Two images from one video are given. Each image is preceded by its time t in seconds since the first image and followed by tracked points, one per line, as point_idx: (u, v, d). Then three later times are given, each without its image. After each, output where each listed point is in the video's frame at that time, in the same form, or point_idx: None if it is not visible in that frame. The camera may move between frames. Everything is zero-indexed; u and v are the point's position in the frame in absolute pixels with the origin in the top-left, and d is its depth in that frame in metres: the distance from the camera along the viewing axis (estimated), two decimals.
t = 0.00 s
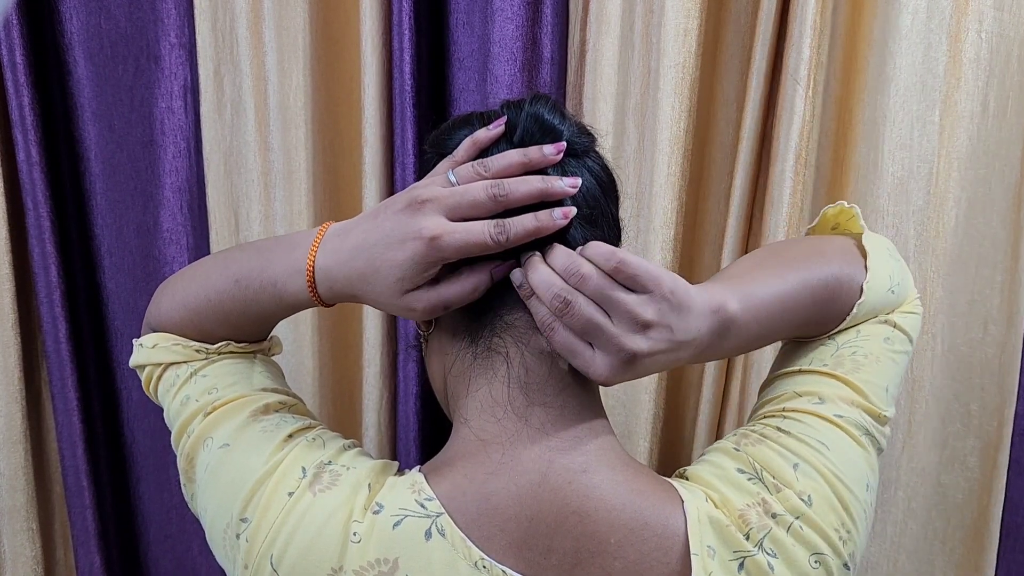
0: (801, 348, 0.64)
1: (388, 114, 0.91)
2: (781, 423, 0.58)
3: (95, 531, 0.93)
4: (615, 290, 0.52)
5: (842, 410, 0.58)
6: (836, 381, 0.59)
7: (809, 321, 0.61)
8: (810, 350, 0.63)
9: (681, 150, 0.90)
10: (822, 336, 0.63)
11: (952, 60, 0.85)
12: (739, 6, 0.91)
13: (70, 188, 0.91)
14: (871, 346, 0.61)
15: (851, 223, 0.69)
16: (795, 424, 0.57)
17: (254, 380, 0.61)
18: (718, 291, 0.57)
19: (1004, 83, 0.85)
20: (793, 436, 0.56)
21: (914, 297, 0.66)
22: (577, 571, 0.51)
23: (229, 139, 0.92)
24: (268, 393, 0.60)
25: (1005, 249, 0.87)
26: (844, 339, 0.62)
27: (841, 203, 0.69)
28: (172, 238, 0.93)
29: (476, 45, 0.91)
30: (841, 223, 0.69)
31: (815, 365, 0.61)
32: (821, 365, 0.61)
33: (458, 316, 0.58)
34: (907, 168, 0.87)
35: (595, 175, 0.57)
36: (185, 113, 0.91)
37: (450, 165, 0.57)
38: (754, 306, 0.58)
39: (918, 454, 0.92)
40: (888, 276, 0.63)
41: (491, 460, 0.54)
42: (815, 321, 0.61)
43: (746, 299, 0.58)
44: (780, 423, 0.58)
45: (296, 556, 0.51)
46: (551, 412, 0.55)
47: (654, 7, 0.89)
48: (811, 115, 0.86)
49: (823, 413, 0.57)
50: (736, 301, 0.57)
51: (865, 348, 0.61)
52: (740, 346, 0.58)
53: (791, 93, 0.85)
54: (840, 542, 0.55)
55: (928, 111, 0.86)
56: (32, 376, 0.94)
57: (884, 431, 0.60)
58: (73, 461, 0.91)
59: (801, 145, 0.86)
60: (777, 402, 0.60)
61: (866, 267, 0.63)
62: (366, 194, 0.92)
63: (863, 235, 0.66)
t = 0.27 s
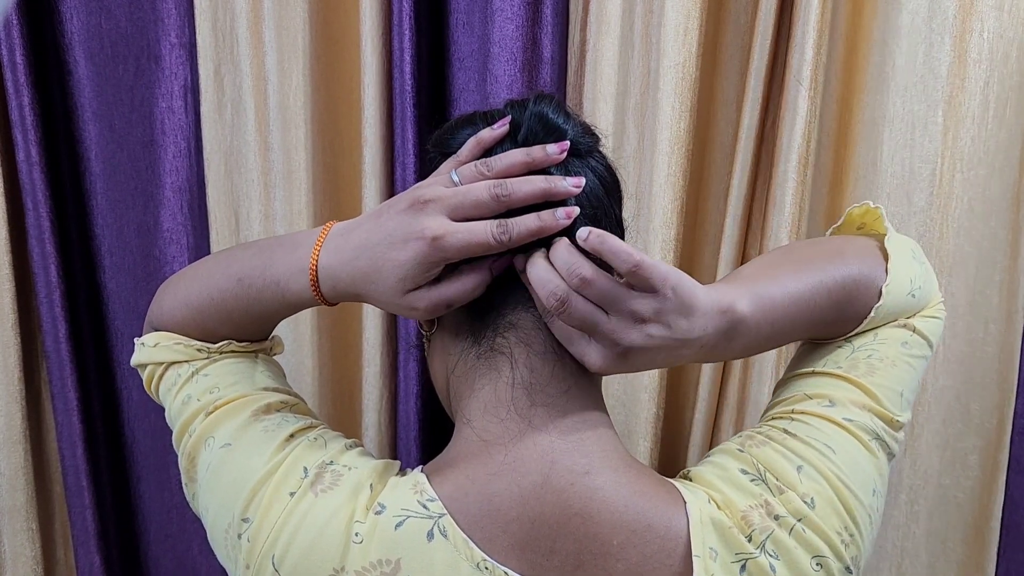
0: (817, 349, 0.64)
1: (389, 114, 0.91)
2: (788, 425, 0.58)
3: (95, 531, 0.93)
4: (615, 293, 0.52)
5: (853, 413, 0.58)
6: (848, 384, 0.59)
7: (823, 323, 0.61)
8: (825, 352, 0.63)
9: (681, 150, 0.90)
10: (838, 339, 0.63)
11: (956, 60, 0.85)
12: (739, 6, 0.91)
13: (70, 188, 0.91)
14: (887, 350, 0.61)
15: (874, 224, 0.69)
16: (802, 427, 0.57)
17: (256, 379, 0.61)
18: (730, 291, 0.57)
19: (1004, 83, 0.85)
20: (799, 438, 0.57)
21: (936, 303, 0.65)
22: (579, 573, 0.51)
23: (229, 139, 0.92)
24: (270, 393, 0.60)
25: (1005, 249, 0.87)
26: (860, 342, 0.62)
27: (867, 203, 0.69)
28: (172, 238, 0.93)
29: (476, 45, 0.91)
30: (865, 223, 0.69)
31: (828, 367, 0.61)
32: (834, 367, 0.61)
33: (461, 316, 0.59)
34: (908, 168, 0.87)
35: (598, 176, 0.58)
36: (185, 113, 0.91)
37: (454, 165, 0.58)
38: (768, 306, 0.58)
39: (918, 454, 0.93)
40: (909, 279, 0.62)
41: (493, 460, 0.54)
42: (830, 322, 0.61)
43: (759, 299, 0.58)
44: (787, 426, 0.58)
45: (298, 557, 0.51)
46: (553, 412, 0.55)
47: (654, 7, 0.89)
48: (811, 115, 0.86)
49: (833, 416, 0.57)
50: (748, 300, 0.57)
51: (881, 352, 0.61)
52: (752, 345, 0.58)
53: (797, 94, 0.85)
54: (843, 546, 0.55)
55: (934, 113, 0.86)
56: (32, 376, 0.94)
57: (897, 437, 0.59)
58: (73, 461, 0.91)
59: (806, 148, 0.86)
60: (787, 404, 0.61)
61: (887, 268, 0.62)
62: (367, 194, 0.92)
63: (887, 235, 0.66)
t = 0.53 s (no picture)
0: (822, 351, 0.64)
1: (388, 114, 0.91)
2: (791, 427, 0.58)
3: (95, 531, 0.93)
4: (627, 294, 0.50)
5: (856, 415, 0.58)
6: (852, 385, 0.59)
7: (832, 324, 0.61)
8: (830, 353, 0.63)
9: (681, 149, 0.90)
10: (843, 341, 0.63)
11: (953, 60, 0.85)
12: (738, 6, 0.91)
13: (70, 188, 0.91)
14: (891, 352, 0.61)
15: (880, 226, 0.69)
16: (805, 428, 0.57)
17: (258, 378, 0.61)
18: (735, 291, 0.57)
19: (1004, 82, 0.85)
20: (801, 439, 0.56)
21: (942, 308, 0.65)
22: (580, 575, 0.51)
23: (229, 140, 0.92)
24: (273, 392, 0.60)
25: (1005, 249, 0.87)
26: (865, 344, 0.62)
27: (874, 204, 0.69)
28: (172, 238, 0.93)
29: (476, 45, 0.91)
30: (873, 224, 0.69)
31: (832, 368, 0.61)
32: (838, 368, 0.61)
33: (463, 316, 0.58)
34: (908, 168, 0.87)
35: (602, 175, 0.58)
36: (185, 113, 0.91)
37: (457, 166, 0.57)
38: (776, 306, 0.58)
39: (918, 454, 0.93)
40: (916, 284, 0.62)
41: (494, 461, 0.54)
42: (839, 323, 0.61)
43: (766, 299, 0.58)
44: (790, 427, 0.58)
45: (299, 558, 0.51)
46: (555, 412, 0.55)
47: (654, 7, 0.89)
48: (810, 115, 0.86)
49: (836, 417, 0.57)
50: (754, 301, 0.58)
51: (886, 353, 0.61)
52: (761, 344, 0.58)
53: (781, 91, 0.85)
54: (844, 547, 0.55)
55: (928, 111, 0.86)
56: (32, 376, 0.94)
57: (900, 439, 0.59)
58: (73, 461, 0.91)
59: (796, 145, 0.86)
60: (790, 404, 0.61)
61: (893, 271, 0.63)
62: (367, 194, 0.92)
63: (895, 237, 0.66)
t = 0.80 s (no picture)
0: (817, 341, 0.64)
1: (387, 114, 0.91)
2: (788, 425, 0.58)
3: (94, 532, 0.93)
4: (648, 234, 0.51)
5: (853, 412, 0.58)
6: (847, 382, 0.59)
7: (829, 305, 0.61)
8: (823, 347, 0.63)
9: (681, 149, 0.90)
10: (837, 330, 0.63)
11: (950, 60, 0.86)
12: (738, 6, 0.91)
13: (69, 188, 0.91)
14: (884, 346, 0.61)
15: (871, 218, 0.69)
16: (803, 426, 0.57)
17: (259, 378, 0.61)
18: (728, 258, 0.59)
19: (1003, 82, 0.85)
20: (799, 438, 0.56)
21: (934, 296, 0.65)
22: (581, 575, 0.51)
23: (229, 140, 0.92)
24: (273, 392, 0.60)
25: (1004, 249, 0.87)
26: (858, 338, 0.62)
27: (867, 195, 0.69)
28: (172, 239, 0.93)
29: (476, 45, 0.91)
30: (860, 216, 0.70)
31: (826, 364, 0.61)
32: (832, 364, 0.61)
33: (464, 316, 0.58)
34: (906, 168, 0.87)
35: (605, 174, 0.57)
36: (185, 114, 0.91)
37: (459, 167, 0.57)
38: (771, 276, 0.59)
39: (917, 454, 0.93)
40: (909, 274, 0.62)
41: (496, 462, 0.54)
42: (839, 305, 0.61)
43: (760, 268, 0.59)
44: (787, 424, 0.58)
45: (299, 558, 0.51)
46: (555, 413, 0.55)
47: (654, 7, 0.89)
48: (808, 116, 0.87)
49: (832, 415, 0.57)
50: (748, 267, 0.59)
51: (878, 348, 0.61)
52: (759, 318, 0.59)
53: (789, 93, 0.85)
54: (844, 546, 0.55)
55: (926, 111, 0.86)
56: (32, 377, 0.94)
57: (896, 435, 0.59)
58: (72, 462, 0.91)
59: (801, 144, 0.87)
60: (786, 403, 0.61)
61: (887, 256, 0.63)
62: (367, 194, 0.92)
63: (887, 227, 0.66)
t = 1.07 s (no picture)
0: (814, 338, 0.65)
1: (387, 114, 0.91)
2: (785, 425, 0.58)
3: (94, 531, 0.93)
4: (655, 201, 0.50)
5: (849, 411, 0.58)
6: (843, 381, 0.59)
7: (825, 298, 0.61)
8: (817, 348, 0.63)
9: (681, 150, 0.90)
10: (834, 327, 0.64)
11: (952, 60, 0.85)
12: (738, 6, 0.91)
13: (70, 189, 0.91)
14: (878, 345, 0.61)
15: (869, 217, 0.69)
16: (799, 425, 0.57)
17: (257, 380, 0.61)
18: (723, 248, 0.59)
19: (1004, 83, 0.85)
20: (796, 437, 0.56)
21: (928, 294, 0.65)
22: None
23: (229, 140, 0.92)
24: (271, 394, 0.60)
25: (1005, 250, 0.87)
26: (851, 337, 0.62)
27: (863, 193, 0.69)
28: (172, 239, 0.93)
29: (476, 45, 0.91)
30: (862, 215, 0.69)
31: (821, 363, 0.61)
32: (827, 364, 0.61)
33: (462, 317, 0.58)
34: (908, 168, 0.87)
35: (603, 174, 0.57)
36: (185, 113, 0.91)
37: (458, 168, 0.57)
38: (764, 266, 0.59)
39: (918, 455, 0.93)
40: (903, 263, 0.63)
41: (495, 462, 0.54)
42: (833, 299, 0.61)
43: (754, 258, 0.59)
44: (784, 424, 0.58)
45: (297, 560, 0.51)
46: (553, 415, 0.55)
47: (654, 7, 0.89)
48: (809, 116, 0.86)
49: (829, 414, 0.57)
50: (742, 257, 0.59)
51: (872, 346, 0.61)
52: (754, 309, 0.59)
53: (793, 93, 0.85)
54: (842, 544, 0.54)
55: (928, 111, 0.86)
56: (32, 376, 0.94)
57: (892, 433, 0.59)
58: (73, 461, 0.91)
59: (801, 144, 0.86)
60: (782, 404, 0.61)
61: (881, 255, 0.63)
62: (367, 193, 0.92)
63: (881, 223, 0.67)
